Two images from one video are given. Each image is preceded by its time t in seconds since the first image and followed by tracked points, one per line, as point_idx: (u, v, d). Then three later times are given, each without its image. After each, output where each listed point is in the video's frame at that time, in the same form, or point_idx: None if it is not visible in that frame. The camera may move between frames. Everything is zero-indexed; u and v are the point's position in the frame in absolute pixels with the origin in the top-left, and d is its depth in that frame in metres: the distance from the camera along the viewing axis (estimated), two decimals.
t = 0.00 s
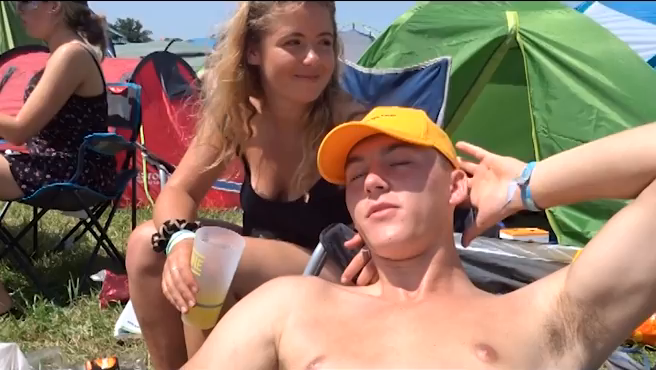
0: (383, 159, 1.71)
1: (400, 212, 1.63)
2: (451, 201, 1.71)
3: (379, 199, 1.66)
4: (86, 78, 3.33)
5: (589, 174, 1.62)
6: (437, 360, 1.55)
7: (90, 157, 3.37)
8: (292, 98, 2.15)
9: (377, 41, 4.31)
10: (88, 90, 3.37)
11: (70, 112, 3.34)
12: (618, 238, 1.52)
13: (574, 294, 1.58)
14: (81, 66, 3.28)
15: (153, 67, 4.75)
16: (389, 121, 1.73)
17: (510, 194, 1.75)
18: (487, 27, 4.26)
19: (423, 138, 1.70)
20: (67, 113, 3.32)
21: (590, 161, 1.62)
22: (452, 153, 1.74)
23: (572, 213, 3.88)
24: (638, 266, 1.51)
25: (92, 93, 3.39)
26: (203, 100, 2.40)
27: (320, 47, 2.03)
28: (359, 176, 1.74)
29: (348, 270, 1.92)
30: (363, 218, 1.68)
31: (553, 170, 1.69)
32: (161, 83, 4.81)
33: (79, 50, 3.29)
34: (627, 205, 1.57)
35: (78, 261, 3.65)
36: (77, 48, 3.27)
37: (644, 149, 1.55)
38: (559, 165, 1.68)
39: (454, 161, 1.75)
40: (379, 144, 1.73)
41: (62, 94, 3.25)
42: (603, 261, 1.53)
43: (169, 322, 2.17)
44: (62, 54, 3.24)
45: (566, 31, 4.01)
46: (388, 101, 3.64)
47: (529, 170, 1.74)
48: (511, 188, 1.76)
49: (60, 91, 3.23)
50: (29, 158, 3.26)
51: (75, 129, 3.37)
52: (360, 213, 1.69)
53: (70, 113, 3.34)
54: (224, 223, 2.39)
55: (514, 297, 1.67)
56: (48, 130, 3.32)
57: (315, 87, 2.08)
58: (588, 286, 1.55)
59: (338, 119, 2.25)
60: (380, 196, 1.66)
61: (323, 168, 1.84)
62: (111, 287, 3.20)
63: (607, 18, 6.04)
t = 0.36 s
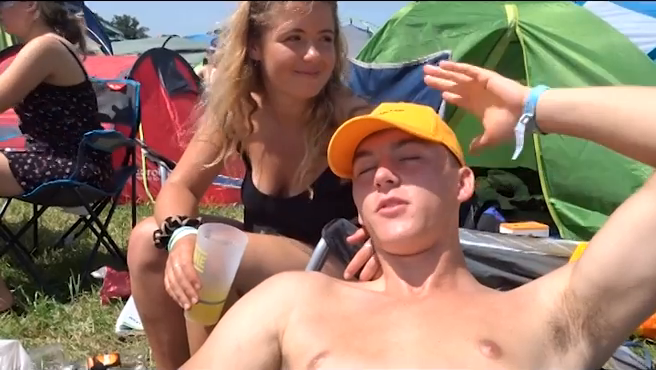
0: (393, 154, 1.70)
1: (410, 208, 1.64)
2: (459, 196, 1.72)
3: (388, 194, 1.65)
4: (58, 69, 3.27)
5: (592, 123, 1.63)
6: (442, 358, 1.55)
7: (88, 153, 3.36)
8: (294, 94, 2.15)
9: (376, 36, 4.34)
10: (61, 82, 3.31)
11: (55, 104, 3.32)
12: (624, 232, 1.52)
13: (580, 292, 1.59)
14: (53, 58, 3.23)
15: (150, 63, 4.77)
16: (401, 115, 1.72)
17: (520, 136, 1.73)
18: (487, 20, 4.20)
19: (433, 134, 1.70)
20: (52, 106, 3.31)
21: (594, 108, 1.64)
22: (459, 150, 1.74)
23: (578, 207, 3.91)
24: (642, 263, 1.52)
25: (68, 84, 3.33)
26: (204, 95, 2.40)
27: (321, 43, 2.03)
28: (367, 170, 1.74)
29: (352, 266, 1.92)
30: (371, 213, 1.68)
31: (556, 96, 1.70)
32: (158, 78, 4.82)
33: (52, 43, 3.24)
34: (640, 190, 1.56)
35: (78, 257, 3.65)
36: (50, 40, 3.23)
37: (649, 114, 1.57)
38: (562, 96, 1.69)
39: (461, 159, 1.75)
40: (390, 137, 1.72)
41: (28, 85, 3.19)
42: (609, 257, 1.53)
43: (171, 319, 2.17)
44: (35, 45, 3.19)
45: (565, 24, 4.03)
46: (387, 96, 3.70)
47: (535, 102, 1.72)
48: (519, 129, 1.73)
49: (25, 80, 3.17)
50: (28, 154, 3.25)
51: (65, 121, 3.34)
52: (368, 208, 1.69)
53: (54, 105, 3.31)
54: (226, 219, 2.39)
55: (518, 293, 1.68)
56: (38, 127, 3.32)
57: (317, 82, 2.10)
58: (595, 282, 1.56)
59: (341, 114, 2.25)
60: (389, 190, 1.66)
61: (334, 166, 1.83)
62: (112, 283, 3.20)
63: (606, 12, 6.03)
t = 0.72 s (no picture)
0: (404, 141, 1.70)
1: (427, 191, 1.63)
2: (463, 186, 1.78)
3: (404, 178, 1.64)
4: (43, 59, 3.29)
5: (583, 120, 1.65)
6: (444, 350, 1.55)
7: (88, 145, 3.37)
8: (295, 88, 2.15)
9: (379, 29, 4.36)
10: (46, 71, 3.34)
11: (43, 94, 3.36)
12: (624, 228, 1.51)
13: (580, 288, 1.59)
14: (37, 49, 3.25)
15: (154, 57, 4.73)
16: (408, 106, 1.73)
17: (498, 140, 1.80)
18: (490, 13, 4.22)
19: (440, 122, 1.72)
20: (42, 96, 3.36)
21: (587, 100, 1.64)
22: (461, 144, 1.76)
23: (577, 203, 3.93)
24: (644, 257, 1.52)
25: (54, 72, 3.36)
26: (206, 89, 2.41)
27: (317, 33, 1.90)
28: (376, 161, 1.73)
29: (355, 261, 1.92)
30: (385, 200, 1.67)
31: (529, 90, 1.74)
32: (161, 71, 4.80)
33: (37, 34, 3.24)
34: (637, 185, 1.56)
35: (82, 251, 3.66)
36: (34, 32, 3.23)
37: (645, 105, 1.57)
38: (536, 91, 1.73)
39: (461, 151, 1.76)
40: (399, 127, 1.73)
41: (15, 78, 3.23)
42: (608, 253, 1.53)
43: (174, 311, 2.17)
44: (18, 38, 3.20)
45: (568, 18, 4.02)
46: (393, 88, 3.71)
47: (506, 100, 1.76)
48: (497, 133, 1.80)
49: (12, 74, 3.21)
50: (28, 146, 3.24)
51: (58, 111, 3.38)
52: (381, 196, 1.68)
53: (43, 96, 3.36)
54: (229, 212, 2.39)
55: (520, 287, 1.68)
56: (30, 120, 3.37)
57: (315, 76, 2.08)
58: (593, 279, 1.56)
59: (343, 110, 2.24)
60: (405, 174, 1.65)
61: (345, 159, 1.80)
62: (115, 277, 3.21)
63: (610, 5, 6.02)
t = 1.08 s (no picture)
0: (406, 139, 1.70)
1: (428, 188, 1.64)
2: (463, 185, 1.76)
3: (406, 174, 1.65)
4: (47, 53, 3.30)
5: (576, 129, 1.66)
6: (439, 350, 1.55)
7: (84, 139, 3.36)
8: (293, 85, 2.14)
9: (376, 28, 4.34)
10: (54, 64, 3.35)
11: (46, 88, 3.35)
12: (621, 231, 1.52)
13: (575, 290, 1.59)
14: (44, 40, 3.26)
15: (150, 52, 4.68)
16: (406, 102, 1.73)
17: (493, 152, 1.78)
18: (487, 15, 4.21)
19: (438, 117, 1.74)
20: (42, 90, 3.34)
21: (574, 112, 1.66)
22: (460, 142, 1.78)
23: (569, 206, 3.89)
24: (641, 261, 1.53)
25: (58, 66, 3.36)
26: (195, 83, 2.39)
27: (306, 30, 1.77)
28: (377, 157, 1.72)
29: (350, 260, 1.91)
30: (385, 196, 1.67)
31: (528, 102, 1.73)
32: (157, 65, 4.74)
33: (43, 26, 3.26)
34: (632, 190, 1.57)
35: (75, 246, 3.64)
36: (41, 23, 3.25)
37: (641, 116, 1.58)
38: (535, 105, 1.72)
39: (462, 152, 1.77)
40: (401, 124, 1.73)
41: (18, 70, 3.24)
42: (606, 255, 1.53)
43: (168, 307, 2.17)
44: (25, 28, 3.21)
45: (565, 19, 3.99)
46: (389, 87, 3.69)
47: (502, 112, 1.76)
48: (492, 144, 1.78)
49: (15, 66, 3.22)
50: (24, 139, 3.23)
51: (56, 105, 3.37)
52: (382, 192, 1.68)
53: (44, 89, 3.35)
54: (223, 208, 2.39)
55: (515, 288, 1.68)
56: (29, 112, 3.35)
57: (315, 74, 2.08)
58: (591, 280, 1.56)
59: (340, 108, 2.22)
60: (407, 170, 1.65)
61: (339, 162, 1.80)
62: (108, 272, 3.20)
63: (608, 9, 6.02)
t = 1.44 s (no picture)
0: (400, 146, 1.70)
1: (419, 200, 1.63)
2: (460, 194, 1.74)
3: (398, 185, 1.64)
4: (59, 59, 3.31)
5: (577, 118, 1.65)
6: (435, 354, 1.54)
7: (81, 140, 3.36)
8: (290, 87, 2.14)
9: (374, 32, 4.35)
10: (63, 70, 3.36)
11: (52, 91, 3.36)
12: (616, 234, 1.52)
13: (569, 292, 1.59)
14: (56, 47, 3.26)
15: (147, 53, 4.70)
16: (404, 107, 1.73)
17: (496, 129, 1.79)
18: (484, 20, 4.21)
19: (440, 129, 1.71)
20: (48, 93, 3.35)
21: (576, 99, 1.65)
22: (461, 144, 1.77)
23: (563, 210, 3.91)
24: (634, 264, 1.51)
25: (68, 74, 3.37)
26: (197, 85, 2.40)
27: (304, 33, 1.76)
28: (374, 162, 1.72)
29: (347, 262, 1.93)
30: (376, 205, 1.67)
31: (531, 87, 1.72)
32: (154, 67, 4.76)
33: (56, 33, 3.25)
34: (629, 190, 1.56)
35: (70, 246, 3.63)
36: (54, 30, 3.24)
37: (638, 118, 1.59)
38: (537, 88, 1.71)
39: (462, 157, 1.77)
40: (397, 129, 1.73)
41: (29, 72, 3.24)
42: (600, 259, 1.53)
43: (163, 309, 2.16)
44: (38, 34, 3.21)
45: (562, 25, 4.01)
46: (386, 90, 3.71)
47: (506, 90, 1.76)
48: (494, 123, 1.79)
49: (27, 68, 3.21)
50: (22, 140, 3.23)
51: (60, 109, 3.38)
52: (374, 200, 1.68)
53: (51, 93, 3.36)
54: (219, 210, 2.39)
55: (510, 292, 1.68)
56: (32, 113, 3.35)
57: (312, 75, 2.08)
58: (585, 283, 1.56)
59: (338, 111, 2.22)
60: (399, 181, 1.65)
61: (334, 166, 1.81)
62: (103, 273, 3.19)
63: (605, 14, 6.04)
